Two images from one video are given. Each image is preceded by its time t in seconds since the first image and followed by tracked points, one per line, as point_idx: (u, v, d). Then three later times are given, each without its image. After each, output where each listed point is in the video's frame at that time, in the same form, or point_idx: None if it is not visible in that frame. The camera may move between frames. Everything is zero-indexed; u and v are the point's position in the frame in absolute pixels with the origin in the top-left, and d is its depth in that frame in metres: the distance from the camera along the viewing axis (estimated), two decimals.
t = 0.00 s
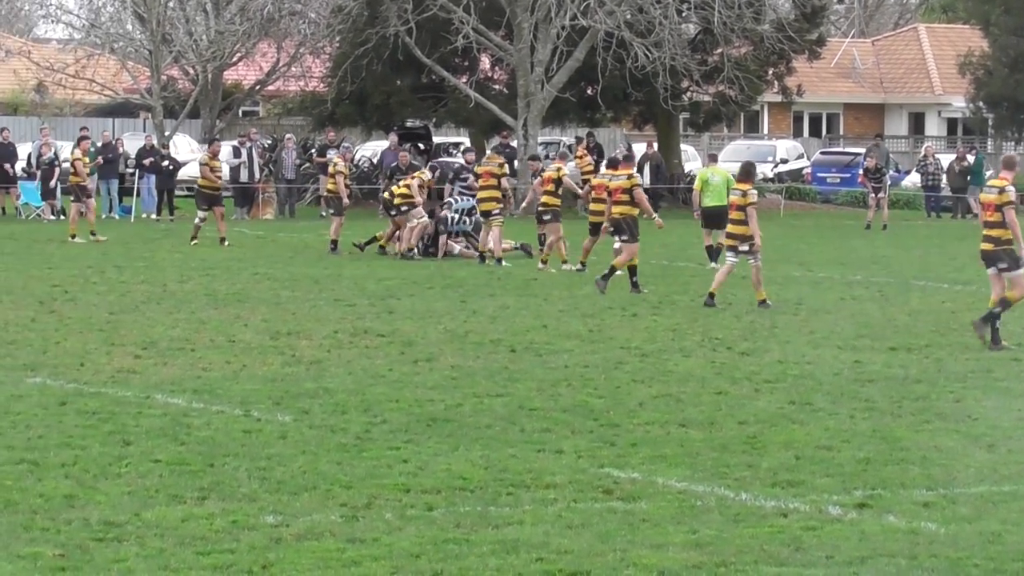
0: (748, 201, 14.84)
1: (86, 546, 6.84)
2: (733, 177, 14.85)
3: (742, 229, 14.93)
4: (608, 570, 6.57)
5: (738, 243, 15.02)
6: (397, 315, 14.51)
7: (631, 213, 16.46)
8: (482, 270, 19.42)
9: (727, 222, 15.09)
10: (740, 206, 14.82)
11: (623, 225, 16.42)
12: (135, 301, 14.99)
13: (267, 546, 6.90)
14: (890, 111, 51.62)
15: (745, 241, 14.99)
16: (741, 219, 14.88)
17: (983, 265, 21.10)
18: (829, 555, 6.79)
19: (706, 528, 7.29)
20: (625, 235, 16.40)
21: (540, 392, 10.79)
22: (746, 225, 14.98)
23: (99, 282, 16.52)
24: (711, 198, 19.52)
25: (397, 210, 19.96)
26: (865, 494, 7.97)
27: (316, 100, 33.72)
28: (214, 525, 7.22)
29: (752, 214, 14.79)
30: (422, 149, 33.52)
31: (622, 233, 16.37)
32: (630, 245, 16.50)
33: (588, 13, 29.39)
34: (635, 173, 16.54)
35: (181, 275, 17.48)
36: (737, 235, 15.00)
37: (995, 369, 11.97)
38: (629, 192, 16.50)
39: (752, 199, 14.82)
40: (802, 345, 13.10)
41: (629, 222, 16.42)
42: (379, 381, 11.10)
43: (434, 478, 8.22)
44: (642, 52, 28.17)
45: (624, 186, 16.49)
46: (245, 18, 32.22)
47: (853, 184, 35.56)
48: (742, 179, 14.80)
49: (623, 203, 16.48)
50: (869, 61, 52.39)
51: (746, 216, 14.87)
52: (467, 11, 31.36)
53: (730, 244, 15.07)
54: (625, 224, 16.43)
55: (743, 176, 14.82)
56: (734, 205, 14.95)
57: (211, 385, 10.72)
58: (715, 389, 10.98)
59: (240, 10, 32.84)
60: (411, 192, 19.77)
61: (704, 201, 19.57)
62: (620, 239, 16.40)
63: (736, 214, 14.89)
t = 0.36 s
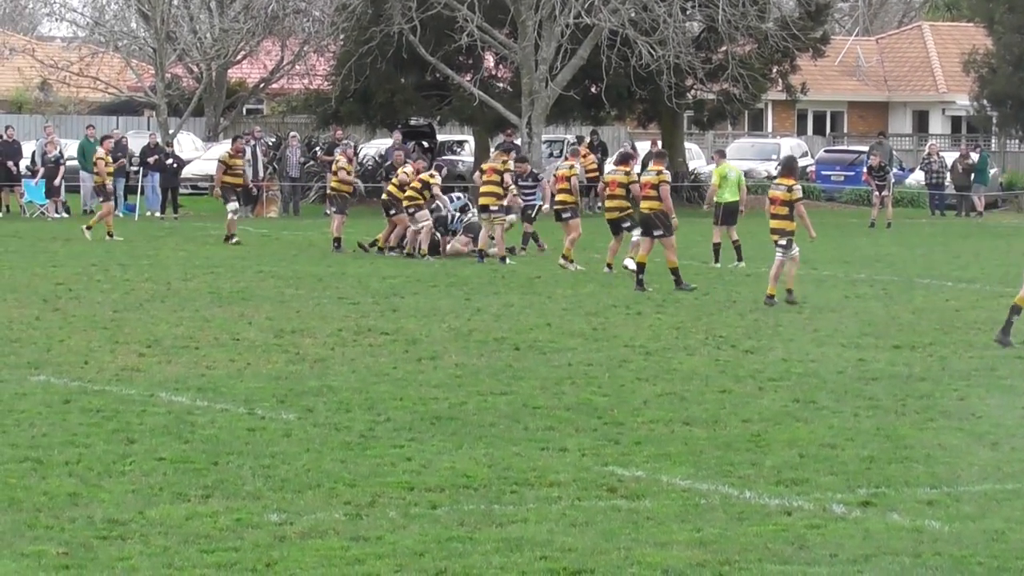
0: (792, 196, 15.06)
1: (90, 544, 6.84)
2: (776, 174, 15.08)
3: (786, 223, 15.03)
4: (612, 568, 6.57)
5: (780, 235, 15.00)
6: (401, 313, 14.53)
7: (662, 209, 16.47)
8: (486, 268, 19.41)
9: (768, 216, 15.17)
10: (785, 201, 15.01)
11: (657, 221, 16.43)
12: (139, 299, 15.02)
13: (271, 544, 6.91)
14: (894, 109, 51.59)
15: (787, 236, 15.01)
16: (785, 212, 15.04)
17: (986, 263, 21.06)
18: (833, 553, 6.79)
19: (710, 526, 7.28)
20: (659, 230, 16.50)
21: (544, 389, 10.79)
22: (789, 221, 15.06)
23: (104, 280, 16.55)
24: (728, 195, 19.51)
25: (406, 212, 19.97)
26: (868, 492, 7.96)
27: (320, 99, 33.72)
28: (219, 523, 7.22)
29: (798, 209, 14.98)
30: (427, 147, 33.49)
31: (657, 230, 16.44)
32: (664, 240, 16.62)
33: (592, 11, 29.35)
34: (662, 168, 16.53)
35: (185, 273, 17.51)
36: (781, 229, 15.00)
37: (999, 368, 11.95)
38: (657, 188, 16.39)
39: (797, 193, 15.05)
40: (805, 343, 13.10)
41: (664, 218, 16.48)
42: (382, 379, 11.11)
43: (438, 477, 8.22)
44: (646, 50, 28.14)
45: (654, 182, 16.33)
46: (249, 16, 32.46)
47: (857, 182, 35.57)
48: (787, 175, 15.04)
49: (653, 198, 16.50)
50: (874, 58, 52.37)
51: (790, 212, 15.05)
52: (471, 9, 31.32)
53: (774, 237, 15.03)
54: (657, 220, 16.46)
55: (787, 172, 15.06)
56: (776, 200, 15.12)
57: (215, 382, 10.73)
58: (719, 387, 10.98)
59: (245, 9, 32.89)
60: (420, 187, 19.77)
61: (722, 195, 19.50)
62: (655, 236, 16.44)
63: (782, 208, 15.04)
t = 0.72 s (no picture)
0: (825, 197, 15.14)
1: (91, 543, 6.84)
2: (809, 174, 15.11)
3: (819, 224, 15.15)
4: (612, 567, 6.56)
5: (814, 237, 15.15)
6: (402, 312, 14.50)
7: (688, 208, 16.48)
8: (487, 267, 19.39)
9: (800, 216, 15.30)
10: (818, 201, 15.10)
11: (682, 220, 16.40)
12: (139, 298, 14.99)
13: (272, 543, 6.91)
14: (895, 108, 51.58)
15: (821, 237, 15.15)
16: (818, 213, 15.14)
17: (987, 262, 21.03)
18: (834, 552, 6.79)
19: (710, 525, 7.28)
20: (683, 229, 16.48)
21: (544, 388, 10.79)
22: (821, 221, 15.18)
23: (104, 279, 16.51)
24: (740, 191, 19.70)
25: (410, 208, 19.86)
26: (868, 491, 7.96)
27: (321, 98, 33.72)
28: (219, 522, 7.22)
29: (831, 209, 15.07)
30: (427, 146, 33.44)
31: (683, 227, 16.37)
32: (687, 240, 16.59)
33: (593, 10, 29.35)
34: (689, 168, 16.57)
35: (185, 272, 17.48)
36: (814, 230, 15.13)
37: (1000, 367, 11.94)
38: (683, 188, 16.48)
39: (829, 194, 15.13)
40: (806, 342, 13.08)
41: (689, 218, 16.42)
42: (383, 377, 11.10)
43: (439, 476, 8.22)
44: (647, 49, 28.13)
45: (679, 182, 16.46)
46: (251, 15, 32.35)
47: (858, 181, 35.56)
48: (819, 176, 15.10)
49: (680, 200, 16.48)
50: (874, 57, 52.39)
51: (822, 213, 15.15)
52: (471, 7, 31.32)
53: (807, 239, 15.17)
54: (683, 219, 16.44)
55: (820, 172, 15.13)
56: (808, 200, 15.20)
57: (216, 382, 10.72)
58: (720, 386, 10.96)
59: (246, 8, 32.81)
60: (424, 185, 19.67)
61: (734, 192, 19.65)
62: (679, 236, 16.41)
63: (814, 209, 15.13)
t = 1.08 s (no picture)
0: (844, 197, 15.04)
1: (86, 543, 6.83)
2: (828, 174, 15.04)
3: (835, 224, 15.19)
4: (607, 568, 6.56)
5: (829, 237, 15.24)
6: (398, 312, 14.51)
7: (700, 209, 16.38)
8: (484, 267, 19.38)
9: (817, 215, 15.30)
10: (836, 201, 15.04)
11: (691, 220, 16.27)
12: (136, 298, 15.01)
13: (268, 543, 6.90)
14: (891, 109, 51.63)
15: (838, 236, 15.22)
16: (836, 213, 15.11)
17: (982, 262, 21.05)
18: (830, 552, 6.79)
19: (706, 525, 7.28)
20: (691, 230, 16.31)
21: (541, 389, 10.79)
22: (839, 221, 15.19)
23: (100, 280, 16.51)
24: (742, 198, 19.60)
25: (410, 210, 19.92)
26: (864, 491, 7.97)
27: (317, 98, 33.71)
28: (215, 523, 7.22)
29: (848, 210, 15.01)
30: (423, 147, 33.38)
31: (687, 228, 16.25)
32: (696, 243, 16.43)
33: (589, 11, 29.33)
34: (707, 170, 16.52)
35: (181, 273, 17.47)
36: (830, 230, 15.21)
37: (996, 367, 11.95)
38: (699, 188, 16.46)
39: (848, 194, 15.03)
40: (802, 343, 13.09)
41: (697, 220, 16.28)
42: (380, 378, 11.11)
43: (435, 476, 8.22)
44: (643, 50, 28.12)
45: (695, 182, 16.44)
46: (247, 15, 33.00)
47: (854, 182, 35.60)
48: (838, 176, 14.99)
49: (693, 200, 16.38)
50: (870, 57, 52.46)
51: (840, 213, 15.13)
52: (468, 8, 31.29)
53: (823, 239, 15.27)
54: (692, 219, 16.30)
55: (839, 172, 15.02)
56: (828, 199, 15.14)
57: (212, 382, 10.72)
58: (716, 387, 10.96)
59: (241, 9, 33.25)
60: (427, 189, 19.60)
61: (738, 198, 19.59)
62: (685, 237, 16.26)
63: (832, 209, 15.11)
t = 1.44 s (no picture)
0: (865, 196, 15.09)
1: (85, 543, 6.83)
2: (851, 173, 15.10)
3: (851, 223, 15.12)
4: (607, 567, 6.56)
5: (845, 235, 15.14)
6: (397, 312, 14.49)
7: (727, 211, 16.37)
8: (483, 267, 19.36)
9: (835, 215, 15.28)
10: (856, 200, 15.07)
11: (717, 221, 16.24)
12: (134, 298, 14.98)
13: (267, 543, 6.90)
14: (890, 108, 51.62)
15: (852, 236, 15.14)
16: (854, 211, 15.10)
17: (981, 261, 21.03)
18: (829, 552, 6.79)
19: (705, 525, 7.28)
20: (715, 232, 16.23)
21: (540, 388, 10.79)
22: (856, 220, 15.15)
23: (99, 280, 16.47)
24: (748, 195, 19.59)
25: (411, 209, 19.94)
26: (864, 491, 7.97)
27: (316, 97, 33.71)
28: (214, 522, 7.22)
29: (868, 209, 15.04)
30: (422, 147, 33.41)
31: (713, 229, 16.20)
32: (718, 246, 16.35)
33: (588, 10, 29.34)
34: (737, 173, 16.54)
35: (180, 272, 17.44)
36: (846, 228, 15.11)
37: (994, 366, 11.95)
38: (728, 189, 16.46)
39: (869, 194, 15.08)
40: (802, 342, 13.08)
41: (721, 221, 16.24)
42: (379, 378, 11.09)
43: (434, 476, 8.22)
44: (642, 49, 28.13)
45: (726, 183, 16.45)
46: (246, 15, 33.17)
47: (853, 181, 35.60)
48: (861, 175, 15.05)
49: (721, 201, 16.38)
50: (869, 57, 52.49)
51: (858, 213, 15.11)
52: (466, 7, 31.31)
53: (839, 237, 15.18)
54: (717, 220, 16.27)
55: (862, 172, 15.08)
56: (848, 198, 15.17)
57: (210, 382, 10.70)
58: (715, 386, 10.96)
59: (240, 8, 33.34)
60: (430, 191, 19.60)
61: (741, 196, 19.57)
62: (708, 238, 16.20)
63: (851, 207, 15.10)
